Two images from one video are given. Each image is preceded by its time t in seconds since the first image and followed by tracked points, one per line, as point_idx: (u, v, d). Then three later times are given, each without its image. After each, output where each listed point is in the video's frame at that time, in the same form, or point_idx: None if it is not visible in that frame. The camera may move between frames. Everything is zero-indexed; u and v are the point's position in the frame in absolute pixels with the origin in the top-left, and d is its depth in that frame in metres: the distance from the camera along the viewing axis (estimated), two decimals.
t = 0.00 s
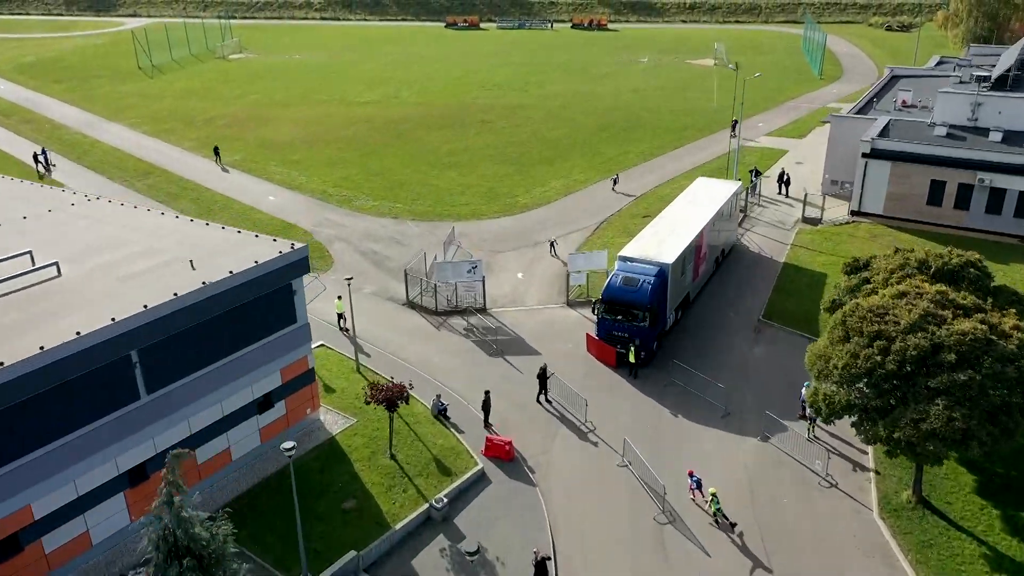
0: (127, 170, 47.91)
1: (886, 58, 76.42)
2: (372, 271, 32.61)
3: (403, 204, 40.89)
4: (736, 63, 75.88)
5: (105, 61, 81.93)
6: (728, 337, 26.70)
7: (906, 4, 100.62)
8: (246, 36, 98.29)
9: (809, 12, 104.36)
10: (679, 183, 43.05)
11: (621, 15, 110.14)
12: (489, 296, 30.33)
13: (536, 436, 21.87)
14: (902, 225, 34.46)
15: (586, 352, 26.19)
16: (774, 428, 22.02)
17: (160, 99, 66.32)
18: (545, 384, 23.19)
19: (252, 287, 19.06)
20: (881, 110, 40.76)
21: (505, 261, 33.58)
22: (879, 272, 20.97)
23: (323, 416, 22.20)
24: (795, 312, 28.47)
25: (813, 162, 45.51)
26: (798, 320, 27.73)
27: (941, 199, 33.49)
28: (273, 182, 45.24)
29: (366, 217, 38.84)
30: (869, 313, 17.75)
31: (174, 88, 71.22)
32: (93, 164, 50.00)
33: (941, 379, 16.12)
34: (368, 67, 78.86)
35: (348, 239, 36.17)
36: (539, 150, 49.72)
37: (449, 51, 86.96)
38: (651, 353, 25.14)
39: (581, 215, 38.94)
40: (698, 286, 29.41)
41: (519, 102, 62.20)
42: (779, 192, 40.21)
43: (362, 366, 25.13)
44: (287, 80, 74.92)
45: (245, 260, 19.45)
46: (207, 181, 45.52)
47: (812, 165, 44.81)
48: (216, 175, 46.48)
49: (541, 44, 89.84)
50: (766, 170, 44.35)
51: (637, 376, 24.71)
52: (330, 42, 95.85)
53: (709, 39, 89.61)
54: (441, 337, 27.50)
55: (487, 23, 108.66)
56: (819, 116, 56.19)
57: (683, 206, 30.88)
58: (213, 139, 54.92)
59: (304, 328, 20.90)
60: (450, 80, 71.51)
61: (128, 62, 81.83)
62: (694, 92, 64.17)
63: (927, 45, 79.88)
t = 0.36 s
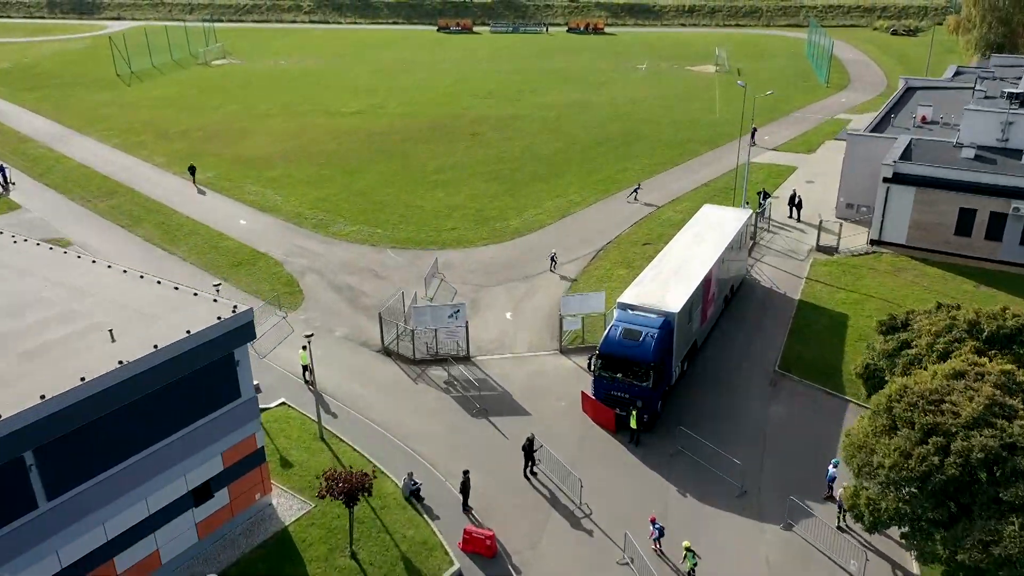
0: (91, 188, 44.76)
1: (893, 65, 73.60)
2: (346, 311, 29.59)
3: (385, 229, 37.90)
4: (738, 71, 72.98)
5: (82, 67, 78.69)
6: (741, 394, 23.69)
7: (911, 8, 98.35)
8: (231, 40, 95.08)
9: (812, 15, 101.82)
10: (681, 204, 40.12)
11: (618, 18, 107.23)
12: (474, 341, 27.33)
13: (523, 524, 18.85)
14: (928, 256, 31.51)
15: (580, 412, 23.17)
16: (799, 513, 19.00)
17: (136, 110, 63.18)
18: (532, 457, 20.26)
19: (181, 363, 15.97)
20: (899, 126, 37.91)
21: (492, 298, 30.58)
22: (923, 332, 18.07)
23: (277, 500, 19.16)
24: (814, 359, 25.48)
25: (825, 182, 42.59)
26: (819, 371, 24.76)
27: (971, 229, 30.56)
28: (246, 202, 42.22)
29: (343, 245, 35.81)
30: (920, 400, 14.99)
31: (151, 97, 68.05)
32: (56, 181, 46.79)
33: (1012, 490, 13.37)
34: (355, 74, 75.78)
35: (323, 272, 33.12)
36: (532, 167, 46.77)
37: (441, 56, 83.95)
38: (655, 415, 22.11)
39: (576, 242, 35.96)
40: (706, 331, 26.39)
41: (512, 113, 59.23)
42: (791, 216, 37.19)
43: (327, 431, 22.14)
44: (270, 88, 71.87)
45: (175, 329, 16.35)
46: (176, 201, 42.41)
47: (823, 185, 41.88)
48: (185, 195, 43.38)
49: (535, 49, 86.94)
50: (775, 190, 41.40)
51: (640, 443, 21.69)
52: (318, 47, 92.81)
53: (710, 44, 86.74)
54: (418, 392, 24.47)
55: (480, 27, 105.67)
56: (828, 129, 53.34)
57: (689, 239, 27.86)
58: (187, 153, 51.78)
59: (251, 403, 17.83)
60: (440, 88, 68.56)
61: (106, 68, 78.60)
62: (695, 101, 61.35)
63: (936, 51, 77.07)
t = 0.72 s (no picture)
0: (45, 215, 41.56)
1: (899, 77, 70.90)
2: (310, 367, 26.49)
3: (359, 264, 34.84)
4: (738, 84, 70.20)
5: (54, 79, 75.52)
6: (754, 474, 20.64)
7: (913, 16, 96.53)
8: (213, 51, 92.04)
9: (813, 23, 99.58)
10: (682, 235, 37.14)
11: (613, 27, 104.65)
12: (451, 404, 24.24)
13: None
14: (955, 301, 28.55)
15: (569, 498, 20.12)
16: None
17: (106, 126, 60.00)
18: (511, 565, 17.24)
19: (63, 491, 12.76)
20: (917, 151, 35.06)
21: (474, 349, 27.52)
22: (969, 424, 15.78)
23: None
24: (835, 428, 22.43)
25: (835, 209, 39.66)
26: (842, 443, 21.75)
27: (1004, 271, 27.53)
28: (213, 231, 39.10)
29: (313, 284, 32.73)
30: (994, 544, 13.13)
31: (124, 111, 64.91)
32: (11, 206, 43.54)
33: None
34: (339, 87, 72.74)
35: (288, 317, 30.04)
36: (521, 191, 43.84)
37: (430, 68, 81.04)
38: (656, 506, 19.04)
39: (568, 280, 32.93)
40: (713, 394, 23.34)
41: (502, 130, 56.28)
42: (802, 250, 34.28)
43: (272, 526, 19.03)
44: (250, 101, 68.83)
45: (61, 442, 13.13)
46: (136, 231, 39.25)
47: (833, 213, 38.98)
48: (147, 223, 40.21)
49: (528, 59, 84.24)
50: (783, 219, 38.45)
51: (639, 540, 18.64)
52: (303, 56, 89.92)
53: (708, 55, 84.03)
54: (384, 470, 21.35)
55: (472, 36, 102.90)
56: (835, 148, 50.47)
57: (693, 287, 24.82)
58: (154, 174, 48.61)
59: (167, 519, 14.66)
60: (427, 102, 65.69)
61: (80, 80, 75.46)
62: (694, 117, 58.58)
63: (942, 63, 74.45)
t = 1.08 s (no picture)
0: None
1: (905, 93, 68.18)
2: (261, 441, 23.35)
3: (327, 309, 31.75)
4: (738, 101, 67.37)
5: (24, 96, 72.34)
6: None
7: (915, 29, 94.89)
8: (194, 65, 89.09)
9: (813, 35, 97.38)
10: (681, 274, 34.09)
11: (607, 39, 102.18)
12: (417, 490, 21.14)
13: None
14: (987, 360, 25.54)
15: None
16: None
17: (71, 147, 56.79)
18: None
19: None
20: (937, 185, 32.29)
21: (448, 417, 24.42)
22: None
23: None
24: (861, 523, 19.33)
25: (846, 245, 36.69)
26: (870, 546, 18.59)
27: None
28: (171, 269, 35.95)
29: (273, 335, 29.61)
30: None
31: (92, 130, 61.69)
32: None
33: None
34: (322, 105, 69.76)
35: (242, 376, 26.88)
36: (508, 222, 40.86)
37: (418, 83, 78.19)
38: None
39: (556, 328, 29.87)
40: (719, 480, 20.26)
41: (490, 153, 53.37)
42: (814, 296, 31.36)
43: None
44: (227, 119, 65.79)
45: None
46: (86, 269, 36.06)
47: (844, 249, 36.08)
48: (100, 260, 37.02)
49: (519, 73, 81.58)
50: (791, 256, 35.46)
51: None
52: (287, 70, 87.02)
53: (705, 70, 81.37)
54: None
55: (463, 48, 100.14)
56: (842, 173, 47.51)
57: (695, 352, 21.80)
58: (115, 202, 45.41)
59: None
60: (412, 121, 62.80)
61: (51, 97, 72.29)
62: (691, 138, 55.78)
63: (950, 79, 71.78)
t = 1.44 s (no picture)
0: None
1: (909, 110, 65.62)
2: (190, 540, 20.26)
3: (283, 364, 28.66)
4: (736, 119, 64.68)
5: None
6: None
7: (916, 41, 92.67)
8: (172, 79, 86.13)
9: (811, 48, 95.17)
10: (675, 321, 31.11)
11: (600, 50, 99.68)
12: None
13: None
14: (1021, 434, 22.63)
15: None
16: None
17: (31, 169, 53.72)
18: None
19: None
20: (955, 226, 29.47)
21: (409, 504, 21.38)
22: None
23: None
24: None
25: (855, 285, 33.79)
26: None
27: None
28: (118, 313, 32.86)
29: (220, 397, 26.51)
30: None
31: (57, 150, 58.63)
32: None
33: None
34: (301, 121, 66.81)
35: (178, 450, 23.77)
36: (489, 258, 37.88)
37: (403, 99, 75.40)
38: None
39: (536, 389, 26.87)
40: None
41: (474, 177, 50.50)
42: (822, 350, 28.40)
43: None
44: (201, 137, 62.78)
45: None
46: (25, 315, 32.96)
47: (852, 292, 33.24)
48: (41, 303, 33.93)
49: (508, 88, 78.95)
50: (795, 300, 32.54)
51: None
52: (269, 84, 84.14)
53: (701, 85, 78.76)
54: None
55: (452, 59, 97.47)
56: (847, 200, 44.72)
57: (691, 442, 18.87)
58: (68, 233, 42.29)
59: None
60: (395, 140, 59.95)
61: (18, 113, 69.26)
62: (687, 160, 52.99)
63: (954, 96, 69.31)
